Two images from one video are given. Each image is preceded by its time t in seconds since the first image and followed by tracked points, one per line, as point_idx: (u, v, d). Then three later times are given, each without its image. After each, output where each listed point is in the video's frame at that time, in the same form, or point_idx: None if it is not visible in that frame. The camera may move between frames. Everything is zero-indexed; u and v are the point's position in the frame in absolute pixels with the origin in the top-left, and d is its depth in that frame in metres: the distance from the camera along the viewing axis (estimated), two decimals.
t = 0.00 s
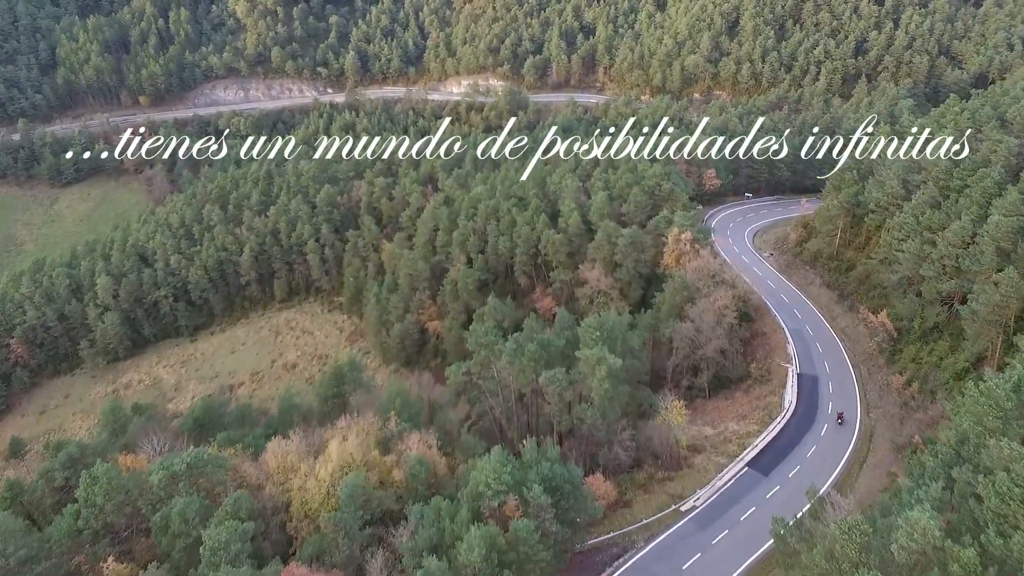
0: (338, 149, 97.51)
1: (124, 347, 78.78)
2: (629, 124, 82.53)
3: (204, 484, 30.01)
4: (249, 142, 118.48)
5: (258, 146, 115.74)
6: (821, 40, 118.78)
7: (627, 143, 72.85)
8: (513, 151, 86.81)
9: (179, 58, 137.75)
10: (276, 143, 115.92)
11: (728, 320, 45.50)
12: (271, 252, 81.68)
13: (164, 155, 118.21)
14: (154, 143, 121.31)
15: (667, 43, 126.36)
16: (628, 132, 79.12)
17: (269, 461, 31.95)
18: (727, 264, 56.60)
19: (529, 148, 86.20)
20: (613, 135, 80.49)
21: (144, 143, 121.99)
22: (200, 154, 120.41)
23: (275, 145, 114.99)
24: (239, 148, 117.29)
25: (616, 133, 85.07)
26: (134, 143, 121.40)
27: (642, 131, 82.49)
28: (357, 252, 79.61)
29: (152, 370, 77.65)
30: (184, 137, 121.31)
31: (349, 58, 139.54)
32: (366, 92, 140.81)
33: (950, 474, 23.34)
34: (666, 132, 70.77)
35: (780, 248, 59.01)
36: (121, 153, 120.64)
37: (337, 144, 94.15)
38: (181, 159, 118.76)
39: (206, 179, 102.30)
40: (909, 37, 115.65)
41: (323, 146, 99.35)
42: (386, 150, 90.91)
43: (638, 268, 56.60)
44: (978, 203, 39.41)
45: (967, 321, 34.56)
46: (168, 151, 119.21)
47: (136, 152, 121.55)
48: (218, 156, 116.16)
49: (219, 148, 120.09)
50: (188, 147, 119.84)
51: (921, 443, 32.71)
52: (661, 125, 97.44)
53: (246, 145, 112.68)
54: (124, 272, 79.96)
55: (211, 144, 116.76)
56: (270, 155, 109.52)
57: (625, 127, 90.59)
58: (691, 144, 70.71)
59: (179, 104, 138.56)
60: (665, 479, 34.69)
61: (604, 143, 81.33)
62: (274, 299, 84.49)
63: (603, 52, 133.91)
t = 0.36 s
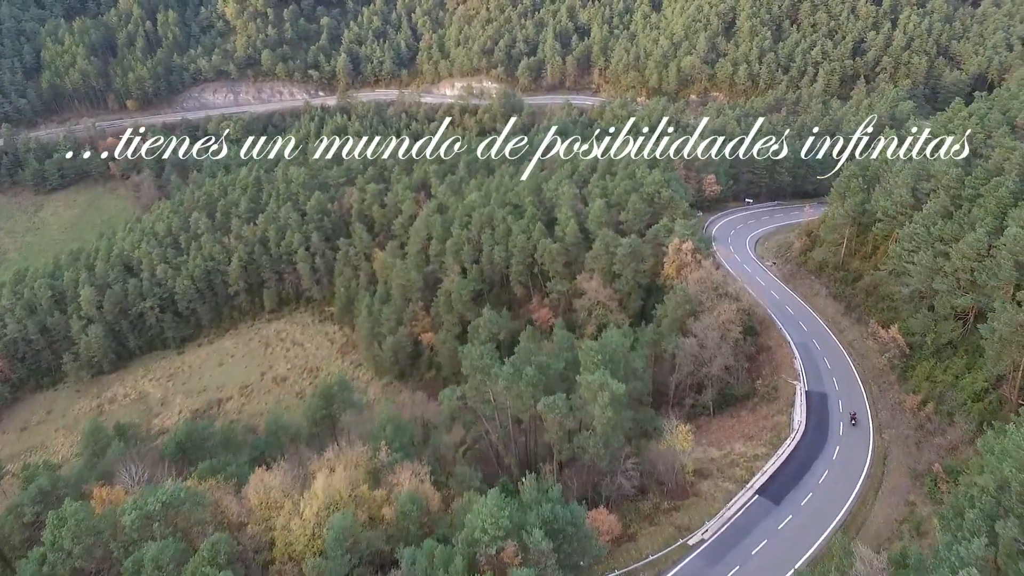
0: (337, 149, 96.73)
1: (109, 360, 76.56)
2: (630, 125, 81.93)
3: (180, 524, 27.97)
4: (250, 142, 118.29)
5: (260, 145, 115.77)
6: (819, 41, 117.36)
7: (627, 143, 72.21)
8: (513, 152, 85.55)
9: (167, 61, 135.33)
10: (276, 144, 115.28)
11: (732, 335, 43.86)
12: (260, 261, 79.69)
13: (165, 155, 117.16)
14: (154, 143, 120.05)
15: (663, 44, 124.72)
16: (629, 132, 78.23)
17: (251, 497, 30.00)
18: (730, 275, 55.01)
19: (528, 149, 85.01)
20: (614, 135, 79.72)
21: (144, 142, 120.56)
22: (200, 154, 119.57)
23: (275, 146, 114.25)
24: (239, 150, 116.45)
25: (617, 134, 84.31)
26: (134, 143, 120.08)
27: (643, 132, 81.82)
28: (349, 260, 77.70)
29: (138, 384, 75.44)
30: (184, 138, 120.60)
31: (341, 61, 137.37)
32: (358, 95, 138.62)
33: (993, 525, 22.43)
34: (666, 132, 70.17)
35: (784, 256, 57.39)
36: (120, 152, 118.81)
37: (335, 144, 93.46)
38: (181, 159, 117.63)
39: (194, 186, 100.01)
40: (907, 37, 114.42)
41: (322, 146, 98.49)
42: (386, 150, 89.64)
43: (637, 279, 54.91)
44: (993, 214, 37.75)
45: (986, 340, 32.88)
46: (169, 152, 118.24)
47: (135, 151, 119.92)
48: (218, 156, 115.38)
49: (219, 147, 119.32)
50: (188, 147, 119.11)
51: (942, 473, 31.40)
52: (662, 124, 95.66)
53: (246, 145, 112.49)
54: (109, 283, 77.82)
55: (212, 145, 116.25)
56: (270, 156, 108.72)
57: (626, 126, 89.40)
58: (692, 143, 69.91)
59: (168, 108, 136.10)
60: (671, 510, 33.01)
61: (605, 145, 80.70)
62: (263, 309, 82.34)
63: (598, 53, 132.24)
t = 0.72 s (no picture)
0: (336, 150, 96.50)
1: (87, 377, 73.89)
2: (629, 125, 82.43)
3: None
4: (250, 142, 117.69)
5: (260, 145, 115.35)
6: (810, 41, 116.28)
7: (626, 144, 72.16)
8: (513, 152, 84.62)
9: (149, 65, 132.23)
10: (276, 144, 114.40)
11: (734, 351, 42.27)
12: (245, 273, 77.42)
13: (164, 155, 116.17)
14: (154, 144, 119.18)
15: (654, 46, 123.28)
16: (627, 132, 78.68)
17: (226, 542, 27.91)
18: (729, 285, 53.45)
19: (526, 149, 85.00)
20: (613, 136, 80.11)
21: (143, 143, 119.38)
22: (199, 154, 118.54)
23: (275, 146, 113.44)
24: (239, 150, 115.27)
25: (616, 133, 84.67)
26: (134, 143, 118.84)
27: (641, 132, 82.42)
28: (336, 271, 75.61)
29: (119, 402, 72.82)
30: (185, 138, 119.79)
31: (327, 64, 134.83)
32: (345, 99, 136.17)
33: None
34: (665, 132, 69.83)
35: (783, 265, 55.90)
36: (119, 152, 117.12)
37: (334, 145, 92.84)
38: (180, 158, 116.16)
39: (176, 195, 97.32)
40: (899, 37, 113.65)
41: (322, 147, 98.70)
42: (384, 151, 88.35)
43: (633, 291, 53.25)
44: (1004, 224, 36.36)
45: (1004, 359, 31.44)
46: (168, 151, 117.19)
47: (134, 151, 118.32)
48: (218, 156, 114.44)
49: (219, 148, 117.87)
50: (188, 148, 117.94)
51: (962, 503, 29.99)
52: (658, 125, 93.87)
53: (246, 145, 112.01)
54: (88, 296, 75.24)
55: (212, 145, 115.32)
56: (270, 156, 108.34)
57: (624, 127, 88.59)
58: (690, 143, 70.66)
59: (150, 113, 133.14)
60: (676, 544, 31.53)
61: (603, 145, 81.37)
62: (248, 322, 79.90)
63: (588, 55, 130.69)
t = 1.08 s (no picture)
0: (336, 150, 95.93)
1: (66, 394, 71.33)
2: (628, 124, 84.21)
3: None
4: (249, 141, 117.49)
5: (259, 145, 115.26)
6: (803, 41, 115.12)
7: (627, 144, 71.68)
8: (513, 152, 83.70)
9: (131, 69, 129.28)
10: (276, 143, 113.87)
11: (737, 368, 40.68)
12: (228, 285, 75.13)
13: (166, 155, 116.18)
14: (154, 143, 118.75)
15: (645, 47, 121.72)
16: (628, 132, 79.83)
17: None
18: (729, 296, 51.89)
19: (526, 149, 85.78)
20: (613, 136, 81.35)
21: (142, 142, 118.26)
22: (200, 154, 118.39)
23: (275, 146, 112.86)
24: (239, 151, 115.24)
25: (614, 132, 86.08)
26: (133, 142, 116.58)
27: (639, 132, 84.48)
28: (323, 281, 73.46)
29: (99, 420, 70.24)
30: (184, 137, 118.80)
31: (314, 67, 132.32)
32: (332, 102, 133.72)
33: None
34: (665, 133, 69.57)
35: (783, 274, 54.34)
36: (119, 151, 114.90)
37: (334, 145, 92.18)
38: (181, 158, 116.27)
39: (158, 203, 94.76)
40: (892, 37, 112.70)
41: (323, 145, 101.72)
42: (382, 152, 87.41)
43: (630, 303, 51.47)
44: (1017, 235, 34.91)
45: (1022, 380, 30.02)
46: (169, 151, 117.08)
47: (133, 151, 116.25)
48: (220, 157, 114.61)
49: (220, 149, 118.60)
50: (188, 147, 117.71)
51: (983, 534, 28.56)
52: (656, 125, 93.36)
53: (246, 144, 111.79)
54: (66, 311, 72.76)
55: (212, 145, 115.59)
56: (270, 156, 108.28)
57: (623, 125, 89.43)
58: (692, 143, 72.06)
59: (132, 118, 130.21)
60: None
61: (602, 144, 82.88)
62: (232, 335, 77.46)
63: (579, 56, 129.02)
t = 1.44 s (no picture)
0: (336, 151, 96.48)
1: (42, 414, 68.68)
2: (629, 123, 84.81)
3: None
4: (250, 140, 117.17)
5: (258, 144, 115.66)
6: (794, 42, 113.89)
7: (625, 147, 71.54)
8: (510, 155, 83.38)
9: (111, 74, 126.13)
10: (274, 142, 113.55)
11: (739, 387, 39.04)
12: (211, 298, 72.79)
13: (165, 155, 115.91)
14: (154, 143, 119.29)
15: (636, 48, 120.19)
16: (628, 132, 80.60)
17: None
18: (728, 308, 50.21)
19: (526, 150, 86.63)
20: (614, 135, 82.04)
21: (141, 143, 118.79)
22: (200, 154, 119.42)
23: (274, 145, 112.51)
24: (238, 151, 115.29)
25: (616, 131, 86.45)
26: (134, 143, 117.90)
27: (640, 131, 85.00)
28: (309, 293, 71.20)
29: (77, 441, 67.63)
30: (183, 137, 118.87)
31: (299, 70, 129.69)
32: (318, 106, 131.20)
33: None
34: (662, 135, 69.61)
35: (784, 284, 52.67)
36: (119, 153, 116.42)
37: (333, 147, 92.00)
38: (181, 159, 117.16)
39: (139, 213, 91.99)
40: (883, 37, 111.79)
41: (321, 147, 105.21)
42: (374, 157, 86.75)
43: (627, 316, 49.58)
44: None
45: None
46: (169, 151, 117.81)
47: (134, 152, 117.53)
48: (220, 158, 116.07)
49: (220, 148, 119.92)
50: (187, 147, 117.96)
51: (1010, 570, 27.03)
52: (655, 126, 92.57)
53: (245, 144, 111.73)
54: (42, 327, 70.22)
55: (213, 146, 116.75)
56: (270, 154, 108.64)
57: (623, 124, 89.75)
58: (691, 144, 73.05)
59: (112, 124, 126.85)
60: None
61: (601, 144, 83.85)
62: (216, 349, 75.01)
63: (569, 57, 127.22)
